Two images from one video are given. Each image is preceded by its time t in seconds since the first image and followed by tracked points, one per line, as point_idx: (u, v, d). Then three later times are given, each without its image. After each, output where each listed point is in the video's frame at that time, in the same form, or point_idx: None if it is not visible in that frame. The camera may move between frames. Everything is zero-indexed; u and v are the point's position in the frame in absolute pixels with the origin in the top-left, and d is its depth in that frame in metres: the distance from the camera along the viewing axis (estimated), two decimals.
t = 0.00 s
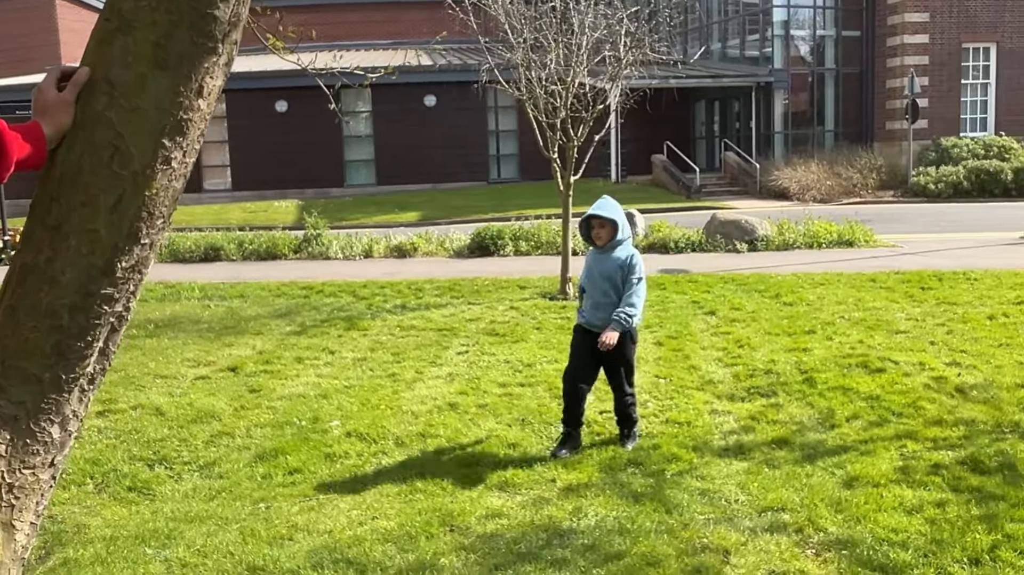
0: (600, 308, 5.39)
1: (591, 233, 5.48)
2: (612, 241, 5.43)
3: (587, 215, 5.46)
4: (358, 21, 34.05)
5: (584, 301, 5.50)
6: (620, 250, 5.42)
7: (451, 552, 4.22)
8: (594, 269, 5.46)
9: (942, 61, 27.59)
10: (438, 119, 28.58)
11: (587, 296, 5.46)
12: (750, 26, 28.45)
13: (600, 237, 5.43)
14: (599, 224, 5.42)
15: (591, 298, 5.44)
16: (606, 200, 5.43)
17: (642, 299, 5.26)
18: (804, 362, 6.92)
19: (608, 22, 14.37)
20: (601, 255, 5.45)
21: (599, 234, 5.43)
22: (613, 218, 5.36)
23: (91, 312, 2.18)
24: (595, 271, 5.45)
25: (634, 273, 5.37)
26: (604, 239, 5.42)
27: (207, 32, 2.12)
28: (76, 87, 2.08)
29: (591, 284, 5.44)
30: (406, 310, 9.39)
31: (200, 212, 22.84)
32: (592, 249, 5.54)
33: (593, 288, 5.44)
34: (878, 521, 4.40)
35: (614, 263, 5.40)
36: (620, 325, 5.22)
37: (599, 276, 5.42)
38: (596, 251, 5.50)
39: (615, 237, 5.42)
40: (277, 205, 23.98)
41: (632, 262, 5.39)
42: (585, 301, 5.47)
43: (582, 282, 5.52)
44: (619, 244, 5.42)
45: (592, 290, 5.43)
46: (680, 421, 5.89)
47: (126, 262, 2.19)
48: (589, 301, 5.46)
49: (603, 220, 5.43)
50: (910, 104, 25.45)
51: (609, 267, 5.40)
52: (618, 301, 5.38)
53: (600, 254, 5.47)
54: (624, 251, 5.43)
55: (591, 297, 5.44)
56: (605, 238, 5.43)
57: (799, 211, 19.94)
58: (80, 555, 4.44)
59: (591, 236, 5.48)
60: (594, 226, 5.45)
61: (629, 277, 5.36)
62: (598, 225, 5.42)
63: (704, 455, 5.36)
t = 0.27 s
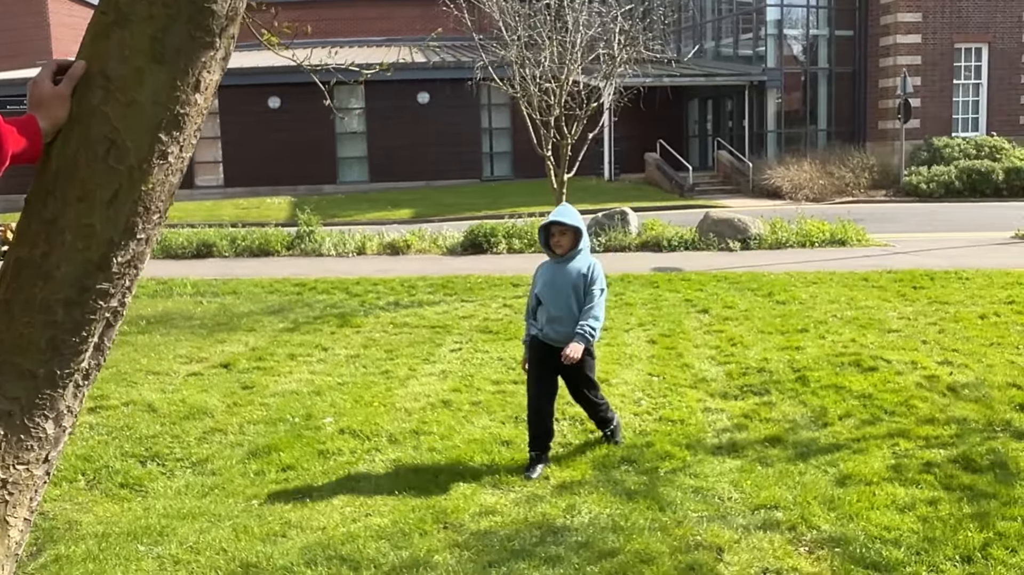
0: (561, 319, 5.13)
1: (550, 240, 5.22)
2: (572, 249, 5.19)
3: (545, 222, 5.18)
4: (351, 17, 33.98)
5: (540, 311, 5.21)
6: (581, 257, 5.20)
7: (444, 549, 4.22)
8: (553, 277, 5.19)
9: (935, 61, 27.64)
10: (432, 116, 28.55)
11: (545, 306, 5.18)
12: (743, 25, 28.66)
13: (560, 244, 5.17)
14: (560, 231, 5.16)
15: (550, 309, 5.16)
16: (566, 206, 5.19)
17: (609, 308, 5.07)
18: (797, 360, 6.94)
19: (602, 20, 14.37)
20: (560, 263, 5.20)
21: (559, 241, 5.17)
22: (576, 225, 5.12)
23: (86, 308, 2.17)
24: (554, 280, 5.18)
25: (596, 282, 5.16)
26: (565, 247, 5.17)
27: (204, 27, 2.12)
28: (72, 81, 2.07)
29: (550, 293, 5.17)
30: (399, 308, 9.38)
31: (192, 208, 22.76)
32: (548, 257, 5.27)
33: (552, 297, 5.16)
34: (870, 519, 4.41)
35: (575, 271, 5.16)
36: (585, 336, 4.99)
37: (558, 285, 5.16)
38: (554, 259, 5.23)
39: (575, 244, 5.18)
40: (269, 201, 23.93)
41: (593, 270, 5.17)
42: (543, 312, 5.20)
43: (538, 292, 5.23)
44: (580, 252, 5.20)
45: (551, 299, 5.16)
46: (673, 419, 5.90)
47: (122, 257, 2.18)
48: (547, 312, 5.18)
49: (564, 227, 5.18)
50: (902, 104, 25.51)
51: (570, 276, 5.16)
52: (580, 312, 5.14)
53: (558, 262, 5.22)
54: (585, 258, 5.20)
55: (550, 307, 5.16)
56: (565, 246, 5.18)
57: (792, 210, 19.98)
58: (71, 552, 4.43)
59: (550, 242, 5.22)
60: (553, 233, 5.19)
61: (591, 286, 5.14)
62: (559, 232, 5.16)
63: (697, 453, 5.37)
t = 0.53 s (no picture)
0: (551, 315, 5.04)
1: (528, 234, 5.13)
2: (552, 243, 5.13)
3: (523, 216, 5.08)
4: (356, 15, 33.99)
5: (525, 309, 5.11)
6: (561, 251, 5.13)
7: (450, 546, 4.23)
8: (535, 274, 5.11)
9: (941, 61, 27.56)
10: (437, 114, 28.54)
11: (531, 303, 5.08)
12: (748, 24, 28.65)
13: (540, 239, 5.09)
14: (538, 225, 5.07)
15: (536, 305, 5.07)
16: (542, 199, 5.10)
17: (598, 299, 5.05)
18: (802, 360, 6.94)
19: (608, 19, 14.37)
20: (541, 258, 5.12)
21: (538, 235, 5.08)
22: (555, 218, 5.04)
23: (98, 302, 2.19)
24: (537, 276, 5.09)
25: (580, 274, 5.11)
26: (545, 241, 5.09)
27: (218, 23, 2.12)
28: (85, 77, 2.08)
29: (534, 290, 5.08)
30: (404, 305, 9.39)
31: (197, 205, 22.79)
32: (526, 253, 5.18)
33: (538, 294, 5.07)
34: (876, 519, 4.41)
35: (558, 265, 5.09)
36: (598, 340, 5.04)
37: (542, 281, 5.08)
38: (533, 254, 5.15)
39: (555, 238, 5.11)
40: (274, 198, 23.96)
41: (575, 263, 5.12)
42: (527, 309, 5.10)
43: (520, 289, 5.12)
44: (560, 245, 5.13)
45: (537, 296, 5.07)
46: (678, 418, 5.89)
47: (134, 252, 2.18)
48: (532, 309, 5.08)
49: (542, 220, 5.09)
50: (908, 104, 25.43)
51: (553, 270, 5.08)
52: (568, 306, 5.08)
53: (538, 257, 5.13)
54: (565, 251, 5.14)
55: (536, 304, 5.07)
56: (544, 240, 5.10)
57: (797, 210, 19.96)
58: (78, 546, 4.44)
59: (529, 237, 5.12)
60: (532, 227, 5.10)
61: (576, 279, 5.09)
62: (538, 226, 5.07)
63: (702, 452, 5.37)
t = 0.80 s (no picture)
0: (548, 318, 4.94)
1: (523, 235, 5.02)
2: (548, 244, 5.03)
3: (518, 216, 4.97)
4: (368, 12, 34.03)
5: (520, 312, 5.01)
6: (557, 252, 5.04)
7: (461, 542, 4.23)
8: (530, 275, 5.00)
9: (954, 61, 27.44)
10: (448, 112, 28.54)
11: (527, 305, 4.98)
12: (761, 24, 28.57)
13: (535, 240, 4.99)
14: (534, 225, 4.97)
15: (532, 308, 4.97)
16: (537, 198, 5.00)
17: (596, 301, 4.98)
18: (815, 360, 6.91)
19: (621, 17, 14.35)
20: (536, 260, 5.02)
21: (533, 236, 4.98)
22: (553, 218, 4.94)
23: (117, 294, 2.23)
24: (532, 277, 4.98)
25: (576, 275, 5.03)
26: (540, 241, 4.99)
27: (239, 15, 2.13)
28: (107, 69, 2.11)
29: (531, 292, 4.97)
30: (415, 303, 9.39)
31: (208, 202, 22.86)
32: (521, 253, 5.08)
33: (534, 296, 4.97)
34: (889, 520, 4.39)
35: (554, 266, 5.00)
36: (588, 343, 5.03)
37: (538, 282, 4.97)
38: (528, 255, 5.04)
39: (551, 239, 5.02)
40: (285, 196, 24.01)
41: (571, 263, 5.03)
42: (522, 310, 5.00)
43: (515, 291, 5.02)
44: (556, 246, 5.03)
45: (534, 298, 4.97)
46: (690, 417, 5.88)
47: (154, 245, 2.22)
48: (528, 312, 4.98)
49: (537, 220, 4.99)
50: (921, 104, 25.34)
51: (550, 272, 4.99)
52: (564, 308, 4.99)
53: (532, 258, 5.03)
54: (560, 253, 5.05)
55: (533, 306, 4.97)
56: (540, 241, 5.00)
57: (809, 210, 19.88)
58: (91, 539, 4.46)
59: (524, 238, 5.02)
60: (528, 228, 4.99)
61: (572, 281, 5.01)
62: (535, 226, 4.96)
63: (714, 452, 5.36)
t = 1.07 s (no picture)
0: (549, 317, 4.82)
1: (526, 230, 4.90)
2: (553, 241, 4.89)
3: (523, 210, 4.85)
4: (385, 11, 34.10)
5: (521, 309, 4.89)
6: (561, 249, 4.90)
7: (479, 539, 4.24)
8: (532, 272, 4.87)
9: (974, 62, 27.26)
10: (464, 112, 28.56)
11: (527, 303, 4.86)
12: (779, 23, 28.46)
13: (538, 236, 4.85)
14: (538, 220, 4.84)
15: (532, 305, 4.85)
16: (543, 193, 4.87)
17: (598, 302, 4.81)
18: (833, 360, 6.88)
19: (639, 16, 14.32)
20: (539, 257, 4.89)
21: (537, 232, 4.85)
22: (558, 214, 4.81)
23: (144, 287, 2.25)
24: (534, 273, 4.86)
25: (580, 274, 4.88)
26: (545, 238, 4.86)
27: (266, 9, 2.15)
28: (135, 62, 2.13)
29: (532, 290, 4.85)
30: (432, 301, 9.41)
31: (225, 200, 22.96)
32: (524, 250, 4.96)
33: (534, 294, 4.85)
34: (910, 521, 4.36)
35: (558, 264, 4.86)
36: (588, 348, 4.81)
37: (539, 280, 4.84)
38: (531, 251, 4.91)
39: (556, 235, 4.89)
40: (302, 194, 24.09)
41: (576, 262, 4.90)
42: (523, 308, 4.88)
43: (516, 288, 4.90)
44: (561, 243, 4.89)
45: (535, 296, 4.84)
46: (707, 416, 5.86)
47: (181, 238, 2.25)
48: (528, 310, 4.86)
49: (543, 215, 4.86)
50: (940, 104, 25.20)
51: (552, 270, 4.85)
52: (565, 308, 4.85)
53: (536, 256, 4.91)
54: (565, 250, 4.91)
55: (534, 304, 4.85)
56: (544, 238, 4.87)
57: (826, 211, 19.79)
58: (112, 533, 4.50)
59: (527, 233, 4.89)
60: (531, 223, 4.87)
61: (576, 280, 4.85)
62: (539, 222, 4.84)
63: (732, 451, 5.34)
